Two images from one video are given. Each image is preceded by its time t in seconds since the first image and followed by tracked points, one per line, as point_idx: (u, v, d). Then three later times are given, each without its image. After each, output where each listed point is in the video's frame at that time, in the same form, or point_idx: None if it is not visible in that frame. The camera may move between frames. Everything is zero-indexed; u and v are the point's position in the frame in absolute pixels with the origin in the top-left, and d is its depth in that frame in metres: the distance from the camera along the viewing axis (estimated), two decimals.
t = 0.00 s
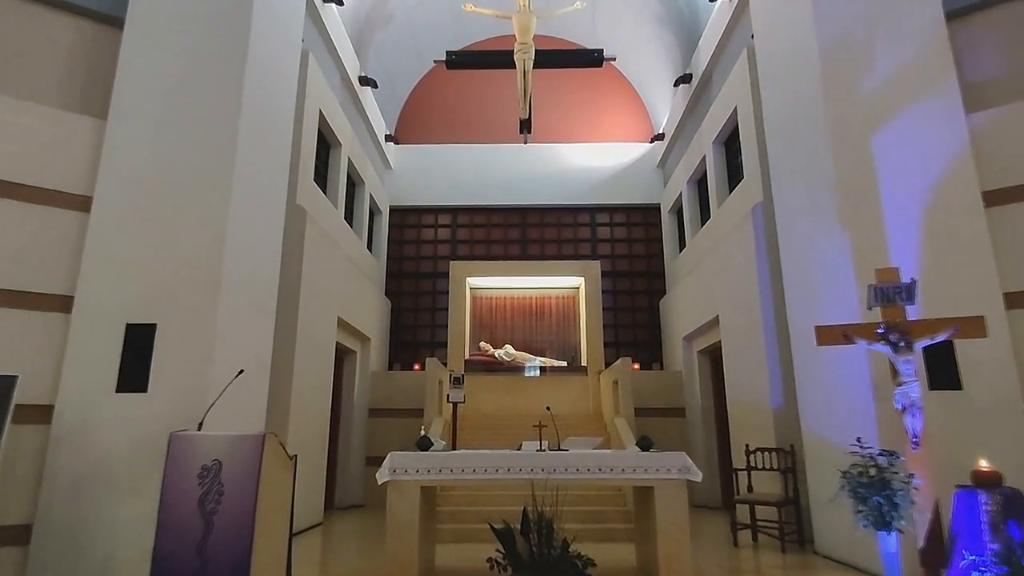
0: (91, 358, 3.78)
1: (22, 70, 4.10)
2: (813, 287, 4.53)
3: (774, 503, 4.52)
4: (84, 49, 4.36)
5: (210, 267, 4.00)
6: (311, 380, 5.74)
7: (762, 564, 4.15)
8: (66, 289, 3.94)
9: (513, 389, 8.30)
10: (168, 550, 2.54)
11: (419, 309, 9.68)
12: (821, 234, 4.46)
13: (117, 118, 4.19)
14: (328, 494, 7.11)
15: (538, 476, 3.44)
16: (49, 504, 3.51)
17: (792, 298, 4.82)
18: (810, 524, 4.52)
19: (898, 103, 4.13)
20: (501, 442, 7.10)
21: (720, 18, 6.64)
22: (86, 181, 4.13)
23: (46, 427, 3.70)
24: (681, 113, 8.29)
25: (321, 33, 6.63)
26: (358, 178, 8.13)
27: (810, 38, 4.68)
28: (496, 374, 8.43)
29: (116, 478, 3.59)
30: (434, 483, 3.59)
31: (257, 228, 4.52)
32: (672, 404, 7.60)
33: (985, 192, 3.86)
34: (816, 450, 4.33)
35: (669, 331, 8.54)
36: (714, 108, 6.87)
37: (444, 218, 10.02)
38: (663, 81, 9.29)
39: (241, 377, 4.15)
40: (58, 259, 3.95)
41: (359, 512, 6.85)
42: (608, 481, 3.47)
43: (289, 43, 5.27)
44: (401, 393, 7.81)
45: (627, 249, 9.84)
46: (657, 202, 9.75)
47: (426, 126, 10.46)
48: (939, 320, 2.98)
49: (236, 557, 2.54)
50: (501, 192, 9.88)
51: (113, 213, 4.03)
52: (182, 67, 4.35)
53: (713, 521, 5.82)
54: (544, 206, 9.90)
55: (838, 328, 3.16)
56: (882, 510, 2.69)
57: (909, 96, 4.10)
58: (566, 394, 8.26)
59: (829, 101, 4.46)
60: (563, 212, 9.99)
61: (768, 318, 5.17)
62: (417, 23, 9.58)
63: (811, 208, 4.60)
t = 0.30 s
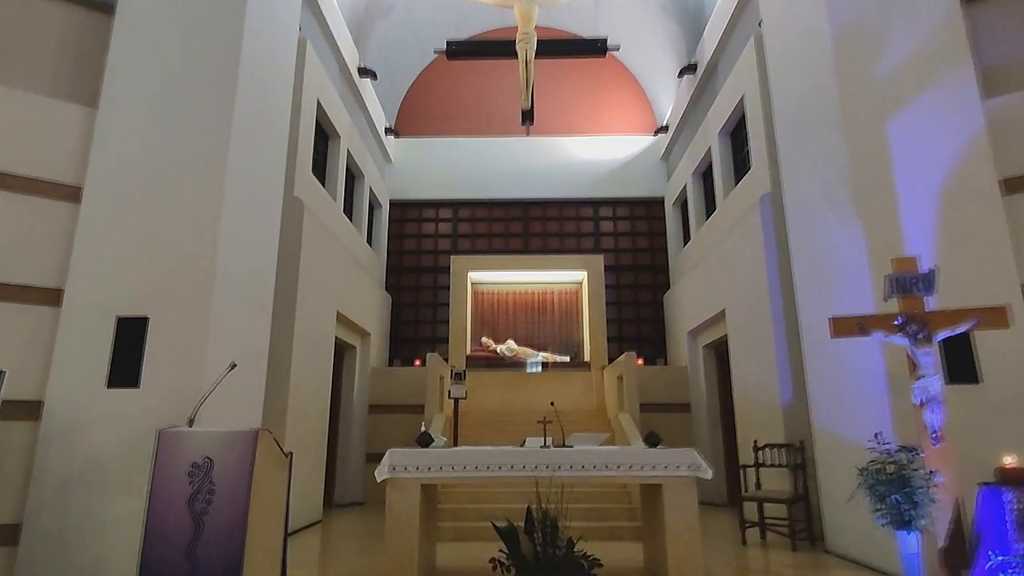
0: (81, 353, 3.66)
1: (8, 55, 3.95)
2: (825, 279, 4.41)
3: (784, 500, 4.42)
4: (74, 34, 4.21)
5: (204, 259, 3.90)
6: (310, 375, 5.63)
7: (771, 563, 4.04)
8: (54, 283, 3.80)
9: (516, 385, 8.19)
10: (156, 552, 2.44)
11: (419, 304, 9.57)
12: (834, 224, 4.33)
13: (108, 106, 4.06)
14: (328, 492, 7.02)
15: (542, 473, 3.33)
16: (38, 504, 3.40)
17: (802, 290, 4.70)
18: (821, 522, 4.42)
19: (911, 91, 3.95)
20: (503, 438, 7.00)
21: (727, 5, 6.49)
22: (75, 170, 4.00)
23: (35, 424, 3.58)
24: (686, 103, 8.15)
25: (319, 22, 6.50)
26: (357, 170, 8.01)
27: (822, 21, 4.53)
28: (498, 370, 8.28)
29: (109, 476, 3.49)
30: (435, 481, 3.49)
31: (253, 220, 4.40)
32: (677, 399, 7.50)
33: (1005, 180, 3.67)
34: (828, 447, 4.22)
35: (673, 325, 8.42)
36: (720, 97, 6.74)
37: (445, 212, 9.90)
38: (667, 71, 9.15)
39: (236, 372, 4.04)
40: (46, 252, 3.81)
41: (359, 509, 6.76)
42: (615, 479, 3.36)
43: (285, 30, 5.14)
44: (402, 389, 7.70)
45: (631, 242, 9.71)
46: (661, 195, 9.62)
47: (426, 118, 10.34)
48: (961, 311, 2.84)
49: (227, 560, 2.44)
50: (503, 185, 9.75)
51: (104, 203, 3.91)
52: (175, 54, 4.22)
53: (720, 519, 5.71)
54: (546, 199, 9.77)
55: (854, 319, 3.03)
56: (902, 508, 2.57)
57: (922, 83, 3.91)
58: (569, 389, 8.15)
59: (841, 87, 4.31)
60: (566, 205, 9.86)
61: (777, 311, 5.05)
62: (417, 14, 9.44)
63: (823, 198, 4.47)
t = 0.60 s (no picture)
0: (66, 342, 3.51)
1: None
2: (840, 266, 4.23)
3: (796, 495, 4.27)
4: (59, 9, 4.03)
5: (194, 244, 3.74)
6: (307, 366, 5.49)
7: (785, 560, 3.89)
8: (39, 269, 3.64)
9: (519, 376, 8.05)
10: (137, 551, 2.29)
11: (421, 295, 9.43)
12: (851, 208, 4.14)
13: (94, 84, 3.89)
14: (328, 485, 6.91)
15: (546, 467, 3.18)
16: (22, 498, 3.26)
17: (816, 278, 4.52)
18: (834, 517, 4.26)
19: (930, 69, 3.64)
20: (506, 431, 6.86)
21: None
22: (60, 152, 3.82)
23: (19, 416, 3.43)
24: (693, 89, 7.94)
25: (316, 4, 6.32)
26: (356, 158, 7.85)
27: None
28: (501, 361, 8.18)
29: (96, 468, 3.35)
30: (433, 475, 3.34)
31: (246, 205, 4.24)
32: (683, 391, 7.35)
33: None
34: (844, 439, 4.05)
35: (680, 316, 8.25)
36: (730, 80, 6.54)
37: (447, 202, 9.74)
38: (673, 57, 8.94)
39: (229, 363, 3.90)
40: (30, 236, 3.64)
41: (359, 503, 6.64)
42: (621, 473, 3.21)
43: (280, 10, 4.97)
44: (403, 381, 7.57)
45: (636, 232, 9.54)
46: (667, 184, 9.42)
47: (428, 107, 10.16)
48: (991, 295, 2.63)
49: (213, 558, 2.30)
50: (505, 173, 9.57)
51: (90, 186, 3.74)
52: (163, 31, 4.04)
53: (728, 513, 5.56)
54: (550, 188, 9.59)
55: (874, 304, 2.89)
56: (931, 505, 2.41)
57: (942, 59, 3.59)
58: (574, 381, 8.00)
59: (859, 64, 4.11)
60: (569, 195, 9.69)
61: (789, 300, 4.88)
62: None
63: (839, 181, 4.27)
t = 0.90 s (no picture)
0: (48, 332, 3.36)
1: None
2: (857, 253, 4.05)
3: (806, 491, 4.13)
4: None
5: (182, 230, 3.58)
6: (304, 358, 5.37)
7: (796, 558, 3.75)
8: (21, 257, 3.48)
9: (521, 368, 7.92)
10: (114, 551, 2.17)
11: (422, 286, 9.31)
12: (869, 192, 3.95)
13: (77, 63, 3.71)
14: (327, 479, 6.80)
15: (546, 461, 3.05)
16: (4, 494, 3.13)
17: (830, 266, 4.36)
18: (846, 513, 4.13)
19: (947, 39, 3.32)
20: (507, 423, 6.74)
21: None
22: (43, 134, 3.65)
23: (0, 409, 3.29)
24: (700, 73, 7.73)
25: None
26: (355, 145, 7.69)
27: None
28: (505, 353, 8.02)
29: (82, 463, 3.22)
30: (429, 470, 3.22)
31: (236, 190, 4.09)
32: (689, 383, 7.22)
33: None
34: (860, 432, 3.91)
35: (686, 307, 8.09)
36: (738, 63, 6.34)
37: (449, 191, 9.58)
38: (680, 41, 8.72)
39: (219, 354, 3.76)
40: (12, 222, 3.48)
41: (359, 496, 6.54)
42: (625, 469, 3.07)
43: None
44: (403, 373, 7.45)
45: (641, 221, 9.37)
46: (672, 172, 9.24)
47: (428, 94, 9.99)
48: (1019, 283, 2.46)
49: (194, 559, 2.17)
50: (508, 162, 9.40)
51: (73, 170, 3.58)
52: (149, 7, 3.86)
53: (736, 508, 5.43)
54: (553, 177, 9.42)
55: (893, 291, 2.74)
56: (955, 504, 2.28)
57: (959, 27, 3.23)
58: (577, 373, 7.87)
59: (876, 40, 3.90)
60: (573, 183, 9.52)
61: (801, 288, 4.72)
62: None
63: (856, 163, 4.08)
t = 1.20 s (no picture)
0: (32, 320, 3.24)
1: None
2: (867, 240, 3.92)
3: (813, 484, 4.03)
4: None
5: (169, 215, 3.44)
6: (299, 347, 5.26)
7: (804, 553, 3.65)
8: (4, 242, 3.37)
9: (522, 358, 7.82)
10: (94, 545, 2.08)
11: (422, 275, 9.20)
12: (880, 175, 3.80)
13: (61, 41, 3.57)
14: (325, 470, 6.73)
15: (546, 453, 2.95)
16: None
17: (839, 253, 4.24)
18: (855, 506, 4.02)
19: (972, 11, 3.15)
20: (507, 414, 6.65)
21: None
22: (26, 115, 3.52)
23: None
24: (705, 58, 7.56)
25: None
26: (353, 131, 7.55)
27: None
28: (505, 343, 7.92)
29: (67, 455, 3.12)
30: (424, 462, 3.11)
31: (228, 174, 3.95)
32: (691, 374, 7.13)
33: None
34: (871, 424, 3.79)
35: (689, 296, 7.98)
36: (745, 46, 6.18)
37: (448, 178, 9.44)
38: (685, 25, 8.54)
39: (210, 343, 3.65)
40: None
41: (357, 487, 6.47)
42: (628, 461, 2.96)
43: None
44: (402, 362, 7.36)
45: (643, 210, 9.24)
46: (675, 159, 9.09)
47: (428, 79, 9.82)
48: None
49: (176, 553, 2.07)
50: (509, 149, 9.25)
51: (56, 151, 3.45)
52: None
53: (739, 501, 5.34)
54: (554, 164, 9.28)
55: (909, 277, 2.62)
56: (975, 498, 2.20)
57: None
58: (579, 363, 7.76)
59: (892, 15, 3.73)
60: (574, 171, 9.38)
61: (808, 276, 4.60)
62: None
63: (868, 146, 3.93)
